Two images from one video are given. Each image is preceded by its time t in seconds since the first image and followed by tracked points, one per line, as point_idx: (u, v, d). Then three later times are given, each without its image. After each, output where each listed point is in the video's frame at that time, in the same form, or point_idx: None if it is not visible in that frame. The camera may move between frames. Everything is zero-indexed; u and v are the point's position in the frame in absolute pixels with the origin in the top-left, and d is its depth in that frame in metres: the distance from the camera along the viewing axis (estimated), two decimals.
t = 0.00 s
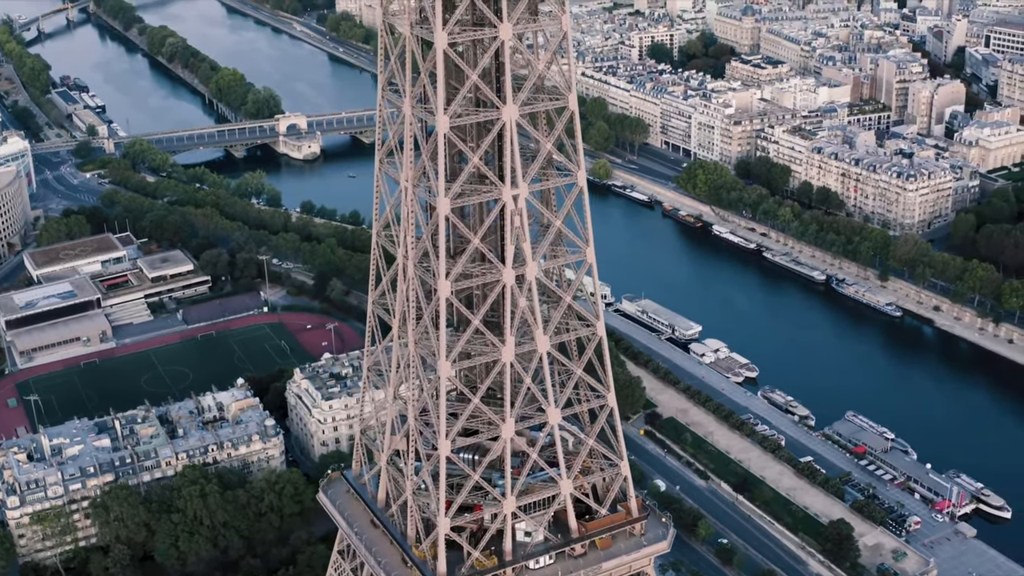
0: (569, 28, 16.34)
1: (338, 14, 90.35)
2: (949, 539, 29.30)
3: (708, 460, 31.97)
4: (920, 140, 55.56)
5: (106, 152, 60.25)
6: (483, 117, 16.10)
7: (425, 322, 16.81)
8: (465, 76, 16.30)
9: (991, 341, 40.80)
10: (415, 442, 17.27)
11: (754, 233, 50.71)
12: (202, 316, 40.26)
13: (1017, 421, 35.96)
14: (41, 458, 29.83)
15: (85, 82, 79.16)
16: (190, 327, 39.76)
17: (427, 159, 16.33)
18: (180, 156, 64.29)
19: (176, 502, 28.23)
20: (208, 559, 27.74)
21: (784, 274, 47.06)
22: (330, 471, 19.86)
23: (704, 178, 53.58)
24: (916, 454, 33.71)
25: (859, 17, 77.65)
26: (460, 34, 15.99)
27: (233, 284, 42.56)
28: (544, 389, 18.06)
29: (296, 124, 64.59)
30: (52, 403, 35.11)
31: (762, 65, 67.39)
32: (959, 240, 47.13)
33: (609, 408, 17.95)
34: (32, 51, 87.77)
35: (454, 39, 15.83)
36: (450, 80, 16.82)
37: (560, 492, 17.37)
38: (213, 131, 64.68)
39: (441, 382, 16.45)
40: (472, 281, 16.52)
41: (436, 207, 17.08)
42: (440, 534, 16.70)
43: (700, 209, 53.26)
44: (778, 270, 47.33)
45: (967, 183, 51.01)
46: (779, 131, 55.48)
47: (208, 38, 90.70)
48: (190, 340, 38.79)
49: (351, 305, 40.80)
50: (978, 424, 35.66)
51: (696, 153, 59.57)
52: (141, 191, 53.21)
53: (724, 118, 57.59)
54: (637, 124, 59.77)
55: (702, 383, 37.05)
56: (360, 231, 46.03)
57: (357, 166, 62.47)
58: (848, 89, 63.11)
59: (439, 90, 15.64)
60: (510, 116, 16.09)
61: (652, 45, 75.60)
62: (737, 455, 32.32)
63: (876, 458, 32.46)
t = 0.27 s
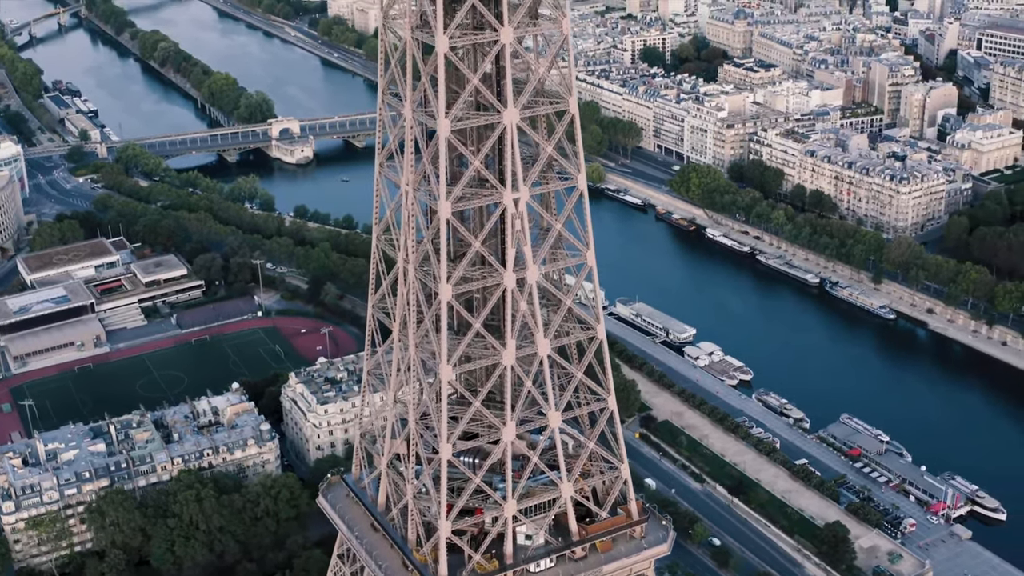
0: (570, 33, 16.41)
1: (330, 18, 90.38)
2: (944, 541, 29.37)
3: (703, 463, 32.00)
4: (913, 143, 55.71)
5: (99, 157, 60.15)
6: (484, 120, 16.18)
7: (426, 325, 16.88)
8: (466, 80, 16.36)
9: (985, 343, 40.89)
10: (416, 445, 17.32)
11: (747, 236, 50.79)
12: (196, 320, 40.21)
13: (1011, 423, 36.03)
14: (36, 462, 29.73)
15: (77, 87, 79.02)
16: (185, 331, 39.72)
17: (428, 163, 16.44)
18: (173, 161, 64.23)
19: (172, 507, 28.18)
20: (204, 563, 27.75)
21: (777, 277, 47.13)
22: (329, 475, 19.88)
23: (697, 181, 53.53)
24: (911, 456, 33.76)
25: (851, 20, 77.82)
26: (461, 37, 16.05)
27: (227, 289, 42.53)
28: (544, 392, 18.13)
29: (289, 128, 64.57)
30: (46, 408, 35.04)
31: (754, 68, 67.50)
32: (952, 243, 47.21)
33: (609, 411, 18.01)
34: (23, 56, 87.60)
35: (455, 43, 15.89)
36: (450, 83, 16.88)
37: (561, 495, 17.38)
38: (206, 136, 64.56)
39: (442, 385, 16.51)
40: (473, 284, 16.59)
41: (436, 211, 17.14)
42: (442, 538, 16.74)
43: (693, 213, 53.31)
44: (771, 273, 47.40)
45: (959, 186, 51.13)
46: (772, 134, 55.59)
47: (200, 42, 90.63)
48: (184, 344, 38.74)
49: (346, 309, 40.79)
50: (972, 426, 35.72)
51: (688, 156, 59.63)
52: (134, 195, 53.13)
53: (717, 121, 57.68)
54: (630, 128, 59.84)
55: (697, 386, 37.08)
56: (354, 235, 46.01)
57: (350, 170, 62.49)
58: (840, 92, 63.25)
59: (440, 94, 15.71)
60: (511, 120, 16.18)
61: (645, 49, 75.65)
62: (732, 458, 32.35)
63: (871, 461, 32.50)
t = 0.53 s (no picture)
0: (570, 37, 16.46)
1: (321, 22, 90.42)
2: (939, 543, 29.40)
3: (698, 465, 31.99)
4: (905, 146, 55.83)
5: (91, 161, 60.04)
6: (484, 124, 16.18)
7: (426, 329, 16.91)
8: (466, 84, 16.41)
9: (978, 345, 40.97)
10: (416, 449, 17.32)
11: (740, 239, 50.86)
12: (189, 325, 40.12)
13: (1005, 426, 36.07)
14: (31, 468, 29.63)
15: (68, 91, 78.90)
16: (179, 336, 39.64)
17: (429, 167, 16.45)
18: (166, 166, 64.14)
19: (167, 512, 28.12)
20: (199, 568, 27.75)
21: (770, 280, 47.17)
22: (328, 479, 19.84)
23: (689, 184, 53.39)
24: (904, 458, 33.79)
25: (842, 23, 77.98)
26: (460, 42, 16.09)
27: (220, 294, 42.49)
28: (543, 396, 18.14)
29: (281, 132, 64.52)
30: (40, 413, 34.96)
31: (746, 72, 67.60)
32: (945, 245, 47.05)
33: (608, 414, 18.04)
34: (14, 60, 87.45)
35: (455, 47, 15.93)
36: (450, 87, 16.92)
37: (561, 498, 17.39)
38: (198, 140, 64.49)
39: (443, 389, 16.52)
40: (473, 288, 16.58)
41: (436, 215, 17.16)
42: (442, 541, 16.71)
43: (686, 216, 53.36)
44: (764, 276, 47.46)
45: (951, 189, 51.24)
46: (764, 138, 55.68)
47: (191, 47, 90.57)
48: (177, 349, 38.66)
49: (339, 314, 40.74)
50: (965, 429, 35.78)
51: (680, 159, 59.70)
52: (127, 200, 53.04)
53: (709, 125, 57.75)
54: (622, 131, 59.89)
55: (691, 389, 37.10)
56: (347, 239, 45.97)
57: (343, 174, 62.46)
58: (832, 96, 63.38)
59: (440, 98, 15.76)
60: (512, 124, 16.16)
61: (637, 53, 75.59)
62: (727, 461, 32.37)
63: (865, 463, 32.52)
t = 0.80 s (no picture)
0: (568, 41, 16.57)
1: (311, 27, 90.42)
2: (932, 544, 29.47)
3: (691, 468, 32.03)
4: (896, 148, 55.96)
5: (81, 166, 59.92)
6: (483, 128, 16.23)
7: (425, 332, 16.94)
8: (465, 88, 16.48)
9: (969, 347, 41.07)
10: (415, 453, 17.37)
11: (731, 242, 50.94)
12: (182, 329, 40.06)
13: (996, 427, 36.16)
14: (23, 473, 29.52)
15: (57, 96, 78.75)
16: (171, 341, 39.58)
17: (427, 170, 16.50)
18: (156, 170, 64.03)
19: (160, 517, 28.07)
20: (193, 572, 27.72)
21: (761, 283, 47.27)
22: (326, 483, 19.87)
23: (680, 188, 53.63)
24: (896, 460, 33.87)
25: (832, 26, 78.16)
26: (459, 46, 16.17)
27: (212, 298, 42.43)
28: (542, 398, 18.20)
29: (271, 136, 64.48)
30: (32, 419, 34.87)
31: (736, 75, 67.73)
32: (936, 247, 47.27)
33: (607, 417, 18.11)
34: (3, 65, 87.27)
35: (454, 51, 16.01)
36: (449, 91, 16.98)
37: (560, 501, 17.50)
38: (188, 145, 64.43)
39: (441, 392, 16.58)
40: (472, 292, 16.64)
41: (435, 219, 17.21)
42: (441, 545, 16.76)
43: (677, 219, 53.43)
44: (756, 279, 47.55)
45: (942, 191, 51.37)
46: (755, 141, 55.79)
47: (180, 51, 90.46)
48: (169, 354, 38.59)
49: (331, 318, 40.71)
50: (957, 430, 35.88)
51: (671, 162, 59.78)
52: (118, 204, 52.93)
53: (699, 128, 57.84)
54: (612, 135, 59.95)
55: (683, 392, 37.15)
56: (339, 243, 45.94)
57: (334, 178, 62.42)
58: (822, 99, 63.54)
59: (440, 102, 15.83)
60: (510, 127, 16.21)
61: (627, 56, 75.76)
62: (720, 463, 32.42)
63: (858, 465, 32.59)
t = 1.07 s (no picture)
0: (566, 45, 16.67)
1: (300, 31, 90.40)
2: (925, 546, 29.53)
3: (685, 470, 32.04)
4: (886, 151, 56.11)
5: (71, 171, 59.78)
6: (482, 131, 16.30)
7: (424, 335, 16.98)
8: (464, 92, 16.56)
9: (960, 348, 41.18)
10: (414, 457, 17.40)
11: (722, 245, 51.03)
12: (173, 334, 39.97)
13: (987, 429, 36.26)
14: (16, 479, 29.42)
15: (47, 101, 78.58)
16: (163, 345, 39.48)
17: (426, 174, 16.56)
18: (146, 175, 63.90)
19: (155, 522, 28.00)
20: None
21: (753, 285, 47.35)
22: (323, 488, 19.88)
23: (671, 190, 53.75)
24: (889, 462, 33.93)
25: (821, 29, 78.35)
26: (458, 49, 16.24)
27: (203, 303, 42.37)
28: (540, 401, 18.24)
29: (261, 141, 64.42)
30: (23, 424, 34.76)
31: (726, 78, 67.86)
32: (926, 250, 47.43)
33: (605, 420, 18.14)
34: None
35: (453, 54, 16.09)
36: (447, 94, 17.04)
37: (559, 504, 17.53)
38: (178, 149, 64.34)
39: (440, 396, 16.63)
40: (471, 295, 16.68)
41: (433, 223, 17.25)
42: (441, 548, 16.79)
43: (668, 222, 53.51)
44: (747, 282, 47.62)
45: (932, 194, 51.50)
46: (745, 144, 55.90)
47: (170, 56, 90.35)
48: (161, 358, 38.51)
49: (323, 322, 40.65)
50: (948, 432, 35.97)
51: (661, 165, 59.86)
52: (108, 209, 52.82)
53: (690, 131, 57.92)
54: (603, 138, 60.01)
55: (676, 395, 37.17)
56: (331, 247, 45.91)
57: (324, 183, 62.38)
58: (812, 102, 63.70)
59: (439, 106, 15.91)
60: (509, 131, 16.28)
61: (616, 59, 75.88)
62: (713, 466, 32.45)
63: (851, 467, 32.65)
